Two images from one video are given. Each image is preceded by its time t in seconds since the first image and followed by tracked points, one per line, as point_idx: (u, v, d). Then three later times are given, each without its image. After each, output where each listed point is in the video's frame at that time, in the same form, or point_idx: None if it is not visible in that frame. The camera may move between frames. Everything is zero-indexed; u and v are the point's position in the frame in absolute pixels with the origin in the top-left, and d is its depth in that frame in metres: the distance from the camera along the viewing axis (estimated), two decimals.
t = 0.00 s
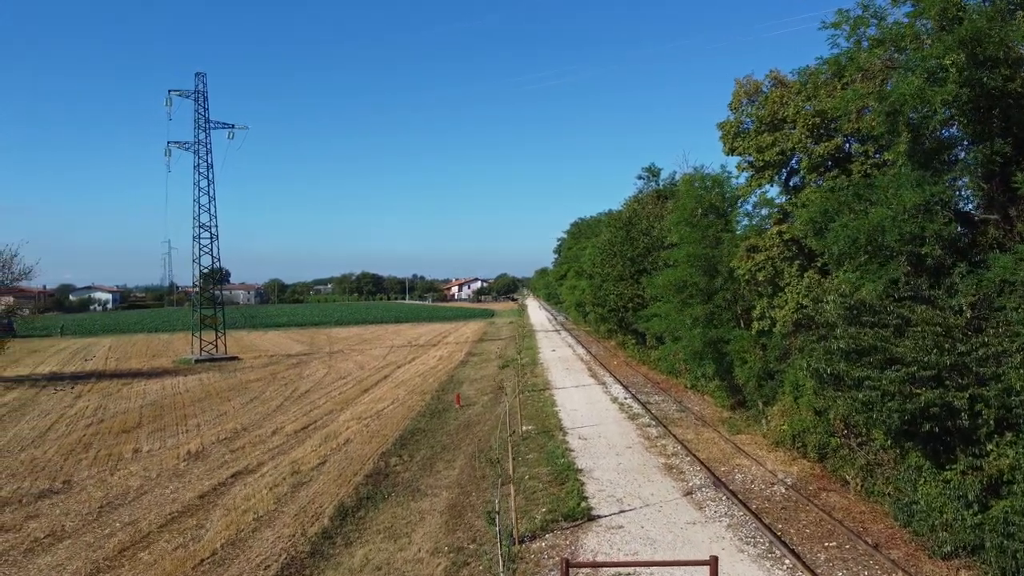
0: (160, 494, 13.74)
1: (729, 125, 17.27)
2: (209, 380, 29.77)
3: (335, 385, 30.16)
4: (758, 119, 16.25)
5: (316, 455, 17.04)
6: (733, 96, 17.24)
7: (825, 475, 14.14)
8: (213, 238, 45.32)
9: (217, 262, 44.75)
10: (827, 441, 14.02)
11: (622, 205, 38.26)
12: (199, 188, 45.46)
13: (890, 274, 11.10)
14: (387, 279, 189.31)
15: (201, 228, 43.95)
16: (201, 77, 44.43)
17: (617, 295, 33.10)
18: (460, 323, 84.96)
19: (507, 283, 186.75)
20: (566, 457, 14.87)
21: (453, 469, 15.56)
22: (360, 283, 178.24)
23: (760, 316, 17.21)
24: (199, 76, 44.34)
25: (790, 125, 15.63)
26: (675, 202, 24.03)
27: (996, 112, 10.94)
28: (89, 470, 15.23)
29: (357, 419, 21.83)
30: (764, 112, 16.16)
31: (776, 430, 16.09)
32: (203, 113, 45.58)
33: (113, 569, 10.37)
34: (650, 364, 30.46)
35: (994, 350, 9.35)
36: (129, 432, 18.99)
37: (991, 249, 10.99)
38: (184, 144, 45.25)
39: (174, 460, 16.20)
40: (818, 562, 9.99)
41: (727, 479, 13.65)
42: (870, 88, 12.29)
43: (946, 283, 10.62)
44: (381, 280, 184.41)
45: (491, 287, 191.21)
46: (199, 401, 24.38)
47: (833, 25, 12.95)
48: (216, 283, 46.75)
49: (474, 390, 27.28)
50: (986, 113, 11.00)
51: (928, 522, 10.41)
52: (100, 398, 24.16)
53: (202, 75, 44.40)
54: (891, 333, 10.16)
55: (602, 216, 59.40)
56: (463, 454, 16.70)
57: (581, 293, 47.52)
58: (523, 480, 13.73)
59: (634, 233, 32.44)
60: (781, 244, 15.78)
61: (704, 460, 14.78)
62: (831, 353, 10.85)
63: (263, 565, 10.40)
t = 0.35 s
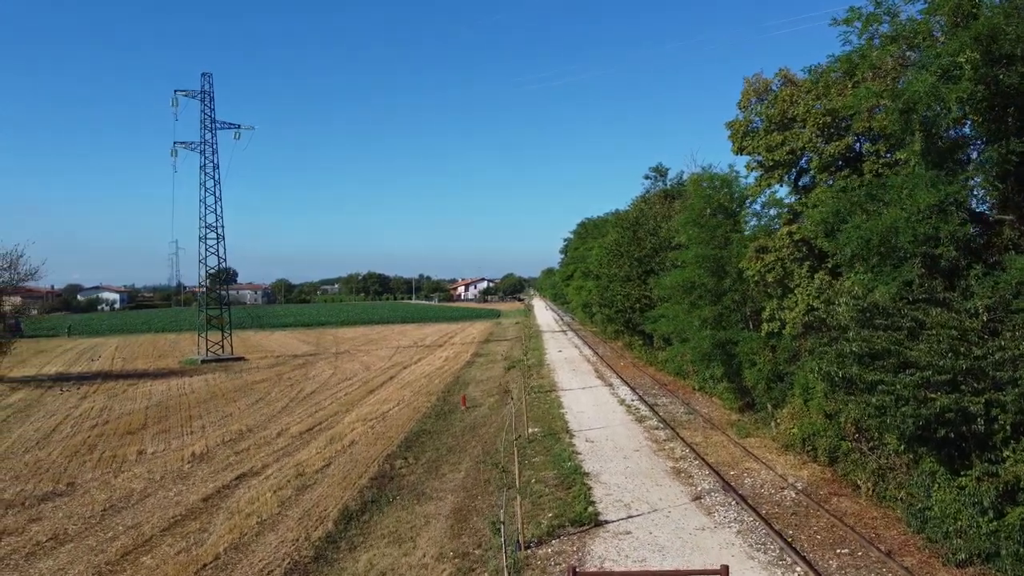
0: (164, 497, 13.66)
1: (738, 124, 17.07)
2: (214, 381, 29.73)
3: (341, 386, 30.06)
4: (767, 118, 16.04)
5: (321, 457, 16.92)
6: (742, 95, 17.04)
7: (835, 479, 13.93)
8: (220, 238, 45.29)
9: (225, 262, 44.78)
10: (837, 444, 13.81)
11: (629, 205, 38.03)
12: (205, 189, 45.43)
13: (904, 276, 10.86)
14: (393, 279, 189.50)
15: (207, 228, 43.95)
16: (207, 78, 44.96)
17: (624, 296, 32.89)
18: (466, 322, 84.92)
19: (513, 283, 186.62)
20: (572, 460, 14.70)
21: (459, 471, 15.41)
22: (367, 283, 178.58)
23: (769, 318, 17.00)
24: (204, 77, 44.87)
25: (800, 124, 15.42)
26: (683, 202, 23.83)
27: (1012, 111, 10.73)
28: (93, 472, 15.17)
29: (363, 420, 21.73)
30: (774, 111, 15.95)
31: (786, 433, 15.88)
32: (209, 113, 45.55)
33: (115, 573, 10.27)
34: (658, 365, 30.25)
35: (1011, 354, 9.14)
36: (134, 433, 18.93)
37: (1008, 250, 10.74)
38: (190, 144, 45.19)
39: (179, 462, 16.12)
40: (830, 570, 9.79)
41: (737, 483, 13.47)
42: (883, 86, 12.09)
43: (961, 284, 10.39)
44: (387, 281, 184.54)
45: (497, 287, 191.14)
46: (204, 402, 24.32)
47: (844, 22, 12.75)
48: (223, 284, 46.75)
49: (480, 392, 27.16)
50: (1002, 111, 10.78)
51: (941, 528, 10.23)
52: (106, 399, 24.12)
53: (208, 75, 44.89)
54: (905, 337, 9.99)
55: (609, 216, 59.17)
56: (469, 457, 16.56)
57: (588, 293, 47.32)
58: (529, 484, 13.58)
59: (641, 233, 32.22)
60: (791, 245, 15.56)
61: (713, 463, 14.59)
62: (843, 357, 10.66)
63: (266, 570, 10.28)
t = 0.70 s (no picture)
0: (167, 499, 13.56)
1: (747, 123, 16.86)
2: (220, 381, 29.69)
3: (347, 386, 29.98)
4: (777, 117, 15.84)
5: (326, 459, 16.81)
6: (751, 93, 16.84)
7: (846, 483, 13.71)
8: (225, 238, 45.25)
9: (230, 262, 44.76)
10: (848, 448, 13.60)
11: (636, 205, 37.82)
12: (211, 188, 45.37)
13: (918, 277, 10.64)
14: (399, 279, 189.62)
15: (213, 228, 43.89)
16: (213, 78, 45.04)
17: (631, 296, 32.69)
18: (471, 323, 84.79)
19: (519, 283, 186.65)
20: (579, 463, 14.54)
21: (464, 474, 15.25)
22: (373, 283, 178.84)
23: (778, 319, 16.79)
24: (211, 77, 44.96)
25: (809, 122, 15.22)
26: (690, 202, 23.63)
27: None
28: (97, 473, 15.09)
29: (368, 422, 21.62)
30: (783, 109, 15.75)
31: (796, 437, 15.66)
32: (215, 113, 45.51)
33: None
34: (665, 366, 30.05)
35: None
36: (138, 434, 18.86)
37: None
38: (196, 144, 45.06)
39: (182, 464, 16.02)
40: None
41: (746, 487, 13.27)
42: (895, 84, 11.89)
43: (976, 287, 10.25)
44: (393, 281, 184.74)
45: (503, 287, 191.13)
46: (209, 402, 24.26)
47: (856, 18, 12.55)
48: (229, 284, 46.76)
49: (486, 393, 27.01)
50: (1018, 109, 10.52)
51: (955, 535, 9.99)
52: (111, 400, 24.09)
53: (213, 75, 44.69)
54: (919, 340, 9.78)
55: (615, 216, 58.96)
56: (474, 459, 16.41)
57: (594, 294, 47.14)
58: (534, 487, 13.41)
59: (648, 233, 32.02)
60: (801, 245, 15.34)
61: (722, 467, 14.40)
62: (855, 360, 10.46)
63: None
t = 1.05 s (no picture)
0: (169, 502, 13.46)
1: (755, 122, 16.65)
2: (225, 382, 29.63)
3: (351, 387, 29.87)
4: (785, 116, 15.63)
5: (329, 461, 16.68)
6: (759, 92, 16.63)
7: (856, 488, 13.50)
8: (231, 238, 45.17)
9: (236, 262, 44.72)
10: (858, 452, 13.38)
11: (642, 204, 37.61)
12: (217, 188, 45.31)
13: (932, 279, 10.42)
14: (405, 279, 189.65)
15: (219, 228, 43.83)
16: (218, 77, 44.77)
17: (637, 297, 32.48)
18: (476, 323, 84.65)
19: (524, 283, 186.49)
20: (585, 467, 14.37)
21: (469, 477, 15.10)
22: (379, 282, 179.10)
23: (787, 320, 16.58)
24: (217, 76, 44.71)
25: (819, 121, 15.01)
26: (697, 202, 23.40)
27: None
28: (99, 475, 14.99)
29: (372, 423, 21.50)
30: (792, 108, 15.54)
31: (805, 440, 15.44)
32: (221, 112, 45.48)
33: None
34: (671, 367, 29.84)
35: None
36: (142, 435, 18.79)
37: None
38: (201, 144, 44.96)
39: (185, 466, 15.92)
40: None
41: (754, 491, 13.07)
42: (907, 81, 11.68)
43: (991, 289, 9.96)
44: (399, 281, 184.80)
45: (509, 287, 191.02)
46: (213, 403, 24.19)
47: (866, 15, 12.34)
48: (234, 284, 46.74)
49: (491, 394, 26.84)
50: None
51: (969, 542, 9.78)
52: (115, 401, 24.02)
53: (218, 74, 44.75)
54: (933, 343, 9.57)
55: (621, 216, 58.74)
56: (479, 462, 16.26)
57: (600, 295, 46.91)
58: (540, 491, 13.25)
59: (655, 233, 31.80)
60: (811, 246, 15.10)
61: (729, 471, 14.20)
62: (867, 363, 10.26)
63: None
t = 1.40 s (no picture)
0: (170, 505, 13.33)
1: (763, 121, 16.43)
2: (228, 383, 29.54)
3: (355, 388, 29.75)
4: (794, 115, 15.41)
5: (333, 464, 16.53)
6: (767, 91, 16.42)
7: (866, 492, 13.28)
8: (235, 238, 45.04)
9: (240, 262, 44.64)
10: (869, 456, 13.16)
11: (648, 205, 37.41)
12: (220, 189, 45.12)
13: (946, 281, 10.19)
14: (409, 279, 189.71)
15: (223, 228, 43.68)
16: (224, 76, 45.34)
17: (642, 297, 32.27)
18: (481, 323, 84.56)
19: (529, 284, 186.40)
20: (591, 471, 14.18)
21: (473, 480, 14.93)
22: (384, 282, 179.22)
23: (795, 322, 16.36)
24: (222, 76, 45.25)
25: (828, 120, 14.79)
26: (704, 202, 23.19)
27: None
28: (100, 478, 14.87)
29: (376, 424, 21.36)
30: (801, 107, 15.31)
31: (813, 443, 15.21)
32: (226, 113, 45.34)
33: None
34: (677, 368, 29.65)
35: None
36: (144, 437, 18.70)
37: None
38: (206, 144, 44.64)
39: (187, 468, 15.80)
40: None
41: (763, 496, 12.86)
42: (920, 79, 11.46)
43: (1007, 291, 9.73)
44: (404, 281, 184.84)
45: (513, 287, 190.92)
46: (217, 404, 24.10)
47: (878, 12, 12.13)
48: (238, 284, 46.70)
49: (495, 395, 26.66)
50: None
51: (984, 550, 9.55)
52: (118, 402, 23.93)
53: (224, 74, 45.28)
54: (947, 346, 9.34)
55: (626, 216, 58.57)
56: (483, 464, 16.09)
57: (605, 296, 46.69)
58: (545, 495, 13.07)
59: (661, 234, 31.59)
60: (820, 246, 14.83)
61: (737, 475, 14.00)
62: (880, 367, 10.05)
63: None
